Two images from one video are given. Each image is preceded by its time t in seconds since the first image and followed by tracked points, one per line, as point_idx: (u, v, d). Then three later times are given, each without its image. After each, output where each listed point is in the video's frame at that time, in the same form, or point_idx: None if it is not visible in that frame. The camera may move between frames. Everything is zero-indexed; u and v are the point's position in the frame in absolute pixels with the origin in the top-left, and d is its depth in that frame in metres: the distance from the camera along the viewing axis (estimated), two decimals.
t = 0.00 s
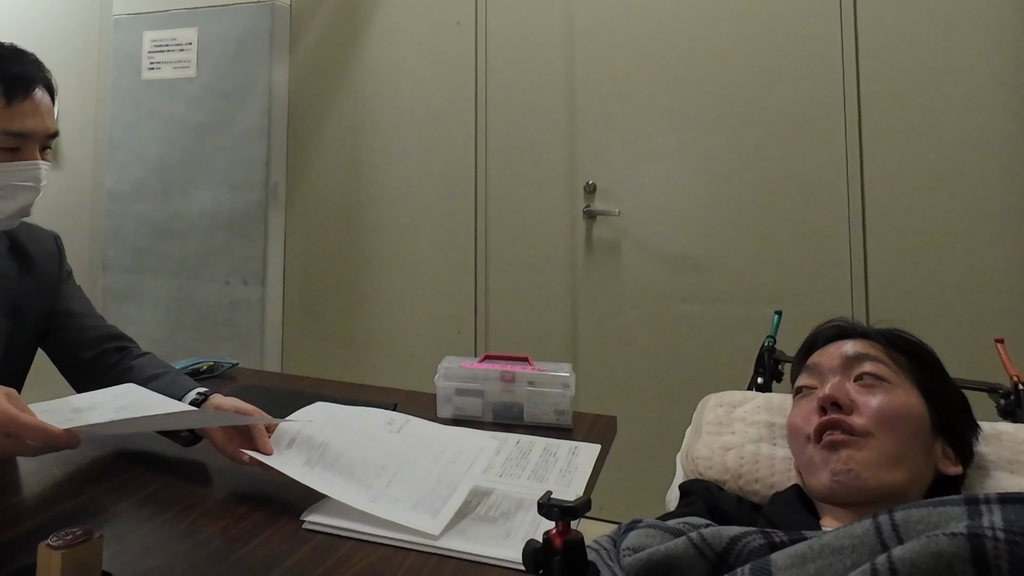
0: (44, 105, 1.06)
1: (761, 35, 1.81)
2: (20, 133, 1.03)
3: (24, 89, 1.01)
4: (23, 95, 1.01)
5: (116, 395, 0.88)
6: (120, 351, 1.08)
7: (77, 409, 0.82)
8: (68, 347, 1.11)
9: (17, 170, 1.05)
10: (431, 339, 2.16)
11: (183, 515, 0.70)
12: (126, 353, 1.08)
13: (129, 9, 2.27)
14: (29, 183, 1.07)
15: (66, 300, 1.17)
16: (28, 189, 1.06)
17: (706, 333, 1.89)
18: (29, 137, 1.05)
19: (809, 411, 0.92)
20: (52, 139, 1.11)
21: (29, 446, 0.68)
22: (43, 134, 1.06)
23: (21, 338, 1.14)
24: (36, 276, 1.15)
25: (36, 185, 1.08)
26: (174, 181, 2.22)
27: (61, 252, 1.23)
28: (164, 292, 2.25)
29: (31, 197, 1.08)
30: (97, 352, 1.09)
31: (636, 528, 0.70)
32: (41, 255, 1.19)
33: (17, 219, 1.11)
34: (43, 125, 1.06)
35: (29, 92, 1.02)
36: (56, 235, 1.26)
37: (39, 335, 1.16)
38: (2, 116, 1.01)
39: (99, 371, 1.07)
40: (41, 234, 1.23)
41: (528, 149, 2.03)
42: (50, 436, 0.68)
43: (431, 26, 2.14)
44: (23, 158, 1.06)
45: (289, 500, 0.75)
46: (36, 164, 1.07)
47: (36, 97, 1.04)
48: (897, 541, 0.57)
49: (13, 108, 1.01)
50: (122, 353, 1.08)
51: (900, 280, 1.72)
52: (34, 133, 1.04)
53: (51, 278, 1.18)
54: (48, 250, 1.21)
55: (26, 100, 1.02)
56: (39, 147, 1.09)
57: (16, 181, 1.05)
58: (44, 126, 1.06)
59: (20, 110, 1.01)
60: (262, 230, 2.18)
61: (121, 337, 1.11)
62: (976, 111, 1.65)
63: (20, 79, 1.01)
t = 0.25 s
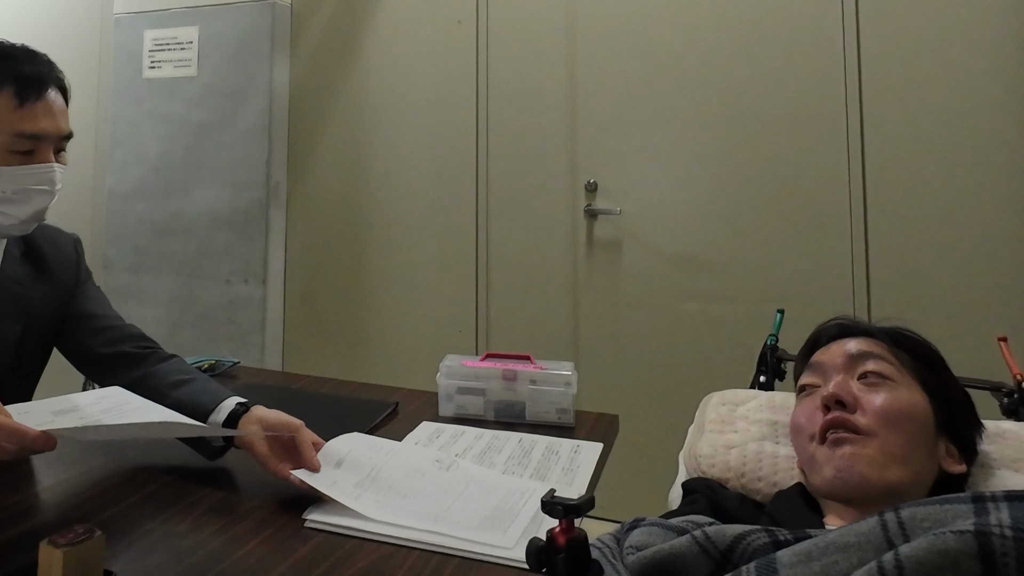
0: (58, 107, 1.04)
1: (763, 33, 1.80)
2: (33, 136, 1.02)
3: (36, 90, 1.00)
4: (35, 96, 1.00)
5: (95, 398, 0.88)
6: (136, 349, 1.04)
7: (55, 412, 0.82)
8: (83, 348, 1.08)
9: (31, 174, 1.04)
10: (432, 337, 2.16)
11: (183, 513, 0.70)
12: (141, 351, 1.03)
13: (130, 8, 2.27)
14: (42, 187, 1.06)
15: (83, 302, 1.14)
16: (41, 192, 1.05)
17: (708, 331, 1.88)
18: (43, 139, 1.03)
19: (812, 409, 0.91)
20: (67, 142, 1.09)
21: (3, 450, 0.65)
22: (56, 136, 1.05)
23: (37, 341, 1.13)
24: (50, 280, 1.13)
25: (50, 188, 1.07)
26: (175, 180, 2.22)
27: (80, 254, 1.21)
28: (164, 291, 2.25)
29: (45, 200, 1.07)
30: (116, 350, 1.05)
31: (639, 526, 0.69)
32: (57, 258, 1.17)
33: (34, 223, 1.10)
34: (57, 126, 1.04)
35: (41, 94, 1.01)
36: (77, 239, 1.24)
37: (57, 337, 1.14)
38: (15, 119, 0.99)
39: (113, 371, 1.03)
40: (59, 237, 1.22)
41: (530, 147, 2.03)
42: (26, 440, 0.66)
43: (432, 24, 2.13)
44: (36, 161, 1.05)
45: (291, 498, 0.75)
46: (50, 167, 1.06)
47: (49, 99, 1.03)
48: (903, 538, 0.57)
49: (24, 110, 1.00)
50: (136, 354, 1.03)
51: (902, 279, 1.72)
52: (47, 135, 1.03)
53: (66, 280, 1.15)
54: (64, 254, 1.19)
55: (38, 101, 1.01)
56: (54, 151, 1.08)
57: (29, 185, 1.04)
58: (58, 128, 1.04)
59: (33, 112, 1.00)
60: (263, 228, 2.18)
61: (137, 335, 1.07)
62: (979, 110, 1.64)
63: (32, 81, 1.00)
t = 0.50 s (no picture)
0: (71, 119, 1.04)
1: (764, 32, 1.80)
2: (44, 149, 1.01)
3: (48, 103, 1.00)
4: (47, 110, 1.00)
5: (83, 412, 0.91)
6: (145, 355, 1.00)
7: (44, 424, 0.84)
8: (93, 354, 1.04)
9: (40, 187, 1.04)
10: (433, 336, 2.15)
11: (183, 511, 0.70)
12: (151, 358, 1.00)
13: (130, 7, 2.26)
14: (51, 200, 1.05)
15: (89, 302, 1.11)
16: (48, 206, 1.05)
17: (708, 330, 1.88)
18: (53, 152, 1.03)
19: (814, 408, 0.91)
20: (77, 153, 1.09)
21: None
22: (66, 148, 1.04)
23: (45, 342, 1.11)
24: (57, 282, 1.10)
25: (58, 201, 1.07)
26: (175, 179, 2.22)
27: (85, 254, 1.18)
28: (165, 290, 2.25)
29: (53, 212, 1.07)
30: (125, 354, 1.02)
31: (642, 525, 0.69)
32: (64, 260, 1.14)
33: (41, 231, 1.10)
34: (68, 139, 1.03)
35: (53, 106, 1.00)
36: (81, 239, 1.22)
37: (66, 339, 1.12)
38: (27, 132, 0.99)
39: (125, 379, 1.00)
40: (63, 237, 1.19)
41: (530, 146, 2.02)
42: (20, 440, 0.69)
43: (433, 23, 2.13)
44: (46, 174, 1.05)
45: (291, 497, 0.75)
46: (58, 179, 1.06)
47: (61, 111, 1.02)
48: (910, 537, 0.57)
49: (36, 123, 0.99)
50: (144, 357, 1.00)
51: (903, 277, 1.71)
52: (57, 148, 1.02)
53: (73, 282, 1.13)
54: (69, 256, 1.16)
55: (50, 114, 1.00)
56: (63, 162, 1.07)
57: (38, 198, 1.04)
58: (68, 140, 1.04)
59: (44, 125, 1.00)
60: (263, 227, 2.18)
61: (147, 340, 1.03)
62: (980, 108, 1.64)
63: (45, 94, 1.00)
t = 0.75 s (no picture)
0: (78, 118, 1.03)
1: (768, 32, 1.79)
2: (52, 150, 1.01)
3: (55, 104, 0.99)
4: (55, 111, 0.99)
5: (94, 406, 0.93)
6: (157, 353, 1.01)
7: (59, 424, 0.84)
8: (102, 353, 1.06)
9: (49, 188, 1.04)
10: (435, 337, 2.15)
11: (189, 514, 0.69)
12: (162, 357, 1.01)
13: (131, 7, 2.26)
14: (60, 201, 1.05)
15: (101, 305, 1.11)
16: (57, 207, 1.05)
17: (712, 331, 1.87)
18: (61, 152, 1.03)
19: (824, 411, 0.90)
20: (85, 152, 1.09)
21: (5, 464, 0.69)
22: (75, 149, 1.04)
23: (51, 344, 1.10)
24: (62, 285, 1.09)
25: (68, 202, 1.07)
26: (177, 179, 2.21)
27: (90, 256, 1.16)
28: (166, 290, 2.24)
29: (63, 213, 1.07)
30: (143, 355, 1.02)
31: (653, 529, 0.68)
32: (69, 262, 1.13)
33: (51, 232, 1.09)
34: (76, 140, 1.03)
35: (60, 107, 1.00)
36: (88, 238, 1.20)
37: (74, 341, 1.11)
38: (34, 133, 0.99)
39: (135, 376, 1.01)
40: (68, 239, 1.17)
41: (533, 147, 2.02)
42: (29, 455, 0.69)
43: (435, 23, 2.12)
44: (54, 174, 1.05)
45: (297, 500, 0.74)
46: (67, 180, 1.06)
47: (69, 112, 1.01)
48: (929, 544, 0.57)
49: (44, 124, 0.99)
50: (162, 359, 1.00)
51: (908, 278, 1.71)
52: (66, 148, 1.02)
53: (79, 284, 1.11)
54: (75, 258, 1.14)
55: (58, 114, 1.00)
56: (72, 162, 1.07)
57: (47, 199, 1.04)
58: (77, 141, 1.03)
59: (51, 127, 0.99)
60: (265, 227, 2.17)
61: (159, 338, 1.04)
62: (985, 109, 1.63)
63: (52, 94, 0.99)
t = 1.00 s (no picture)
0: (90, 122, 1.03)
1: (771, 33, 1.79)
2: (65, 153, 1.01)
3: (68, 108, 0.99)
4: (68, 115, 0.99)
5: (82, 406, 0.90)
6: (169, 355, 0.98)
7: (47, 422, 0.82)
8: (111, 353, 1.03)
9: (61, 191, 1.04)
10: (438, 338, 2.14)
11: (197, 516, 0.69)
12: (175, 359, 0.98)
13: (133, 7, 2.25)
14: (72, 205, 1.05)
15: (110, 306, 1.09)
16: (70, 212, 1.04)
17: (716, 332, 1.87)
18: (74, 156, 1.03)
19: (832, 413, 0.90)
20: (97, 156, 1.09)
21: None
22: (87, 153, 1.04)
23: (60, 346, 1.09)
24: (71, 288, 1.07)
25: (79, 206, 1.07)
26: (179, 179, 2.21)
27: (103, 262, 1.14)
28: (169, 291, 2.24)
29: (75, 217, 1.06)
30: (152, 356, 0.99)
31: (664, 531, 0.68)
32: (80, 266, 1.11)
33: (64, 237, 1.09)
34: (89, 143, 1.03)
35: (74, 110, 1.00)
36: (102, 244, 1.19)
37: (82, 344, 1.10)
38: (48, 136, 0.99)
39: (143, 376, 0.98)
40: (82, 245, 1.16)
41: (536, 147, 2.01)
42: (10, 451, 0.69)
43: (438, 23, 2.12)
44: (67, 177, 1.05)
45: (304, 503, 0.74)
46: (79, 183, 1.07)
47: (82, 116, 1.01)
48: (947, 548, 0.58)
49: (57, 128, 0.99)
50: (173, 361, 0.98)
51: (913, 279, 1.70)
52: (79, 152, 1.02)
53: (89, 287, 1.09)
54: (88, 263, 1.13)
55: (71, 118, 1.00)
56: (84, 165, 1.07)
57: (59, 203, 1.04)
58: (90, 145, 1.04)
59: (66, 129, 1.00)
60: (267, 228, 2.16)
61: (173, 340, 1.01)
62: (990, 109, 1.63)
63: (66, 98, 0.99)
